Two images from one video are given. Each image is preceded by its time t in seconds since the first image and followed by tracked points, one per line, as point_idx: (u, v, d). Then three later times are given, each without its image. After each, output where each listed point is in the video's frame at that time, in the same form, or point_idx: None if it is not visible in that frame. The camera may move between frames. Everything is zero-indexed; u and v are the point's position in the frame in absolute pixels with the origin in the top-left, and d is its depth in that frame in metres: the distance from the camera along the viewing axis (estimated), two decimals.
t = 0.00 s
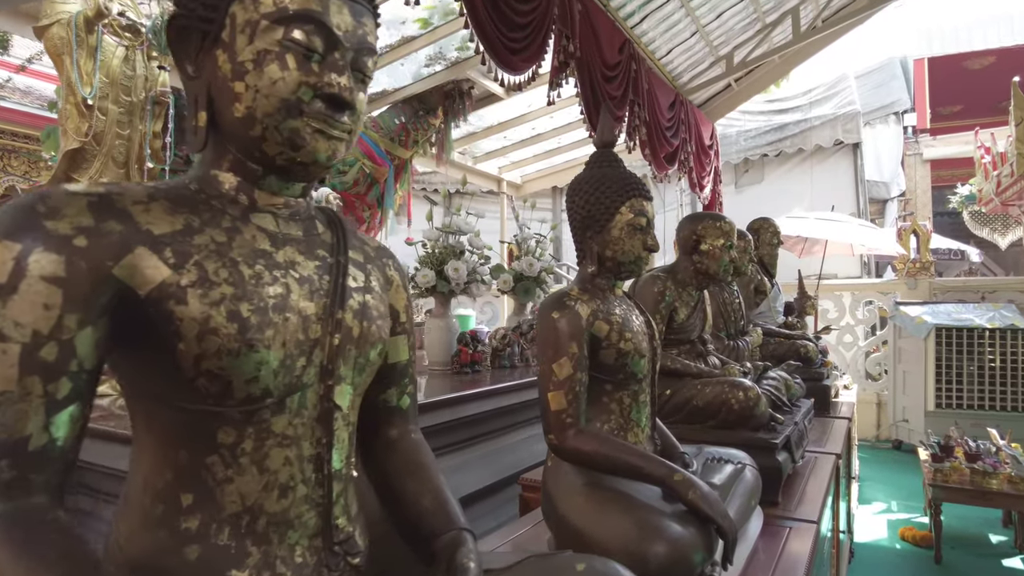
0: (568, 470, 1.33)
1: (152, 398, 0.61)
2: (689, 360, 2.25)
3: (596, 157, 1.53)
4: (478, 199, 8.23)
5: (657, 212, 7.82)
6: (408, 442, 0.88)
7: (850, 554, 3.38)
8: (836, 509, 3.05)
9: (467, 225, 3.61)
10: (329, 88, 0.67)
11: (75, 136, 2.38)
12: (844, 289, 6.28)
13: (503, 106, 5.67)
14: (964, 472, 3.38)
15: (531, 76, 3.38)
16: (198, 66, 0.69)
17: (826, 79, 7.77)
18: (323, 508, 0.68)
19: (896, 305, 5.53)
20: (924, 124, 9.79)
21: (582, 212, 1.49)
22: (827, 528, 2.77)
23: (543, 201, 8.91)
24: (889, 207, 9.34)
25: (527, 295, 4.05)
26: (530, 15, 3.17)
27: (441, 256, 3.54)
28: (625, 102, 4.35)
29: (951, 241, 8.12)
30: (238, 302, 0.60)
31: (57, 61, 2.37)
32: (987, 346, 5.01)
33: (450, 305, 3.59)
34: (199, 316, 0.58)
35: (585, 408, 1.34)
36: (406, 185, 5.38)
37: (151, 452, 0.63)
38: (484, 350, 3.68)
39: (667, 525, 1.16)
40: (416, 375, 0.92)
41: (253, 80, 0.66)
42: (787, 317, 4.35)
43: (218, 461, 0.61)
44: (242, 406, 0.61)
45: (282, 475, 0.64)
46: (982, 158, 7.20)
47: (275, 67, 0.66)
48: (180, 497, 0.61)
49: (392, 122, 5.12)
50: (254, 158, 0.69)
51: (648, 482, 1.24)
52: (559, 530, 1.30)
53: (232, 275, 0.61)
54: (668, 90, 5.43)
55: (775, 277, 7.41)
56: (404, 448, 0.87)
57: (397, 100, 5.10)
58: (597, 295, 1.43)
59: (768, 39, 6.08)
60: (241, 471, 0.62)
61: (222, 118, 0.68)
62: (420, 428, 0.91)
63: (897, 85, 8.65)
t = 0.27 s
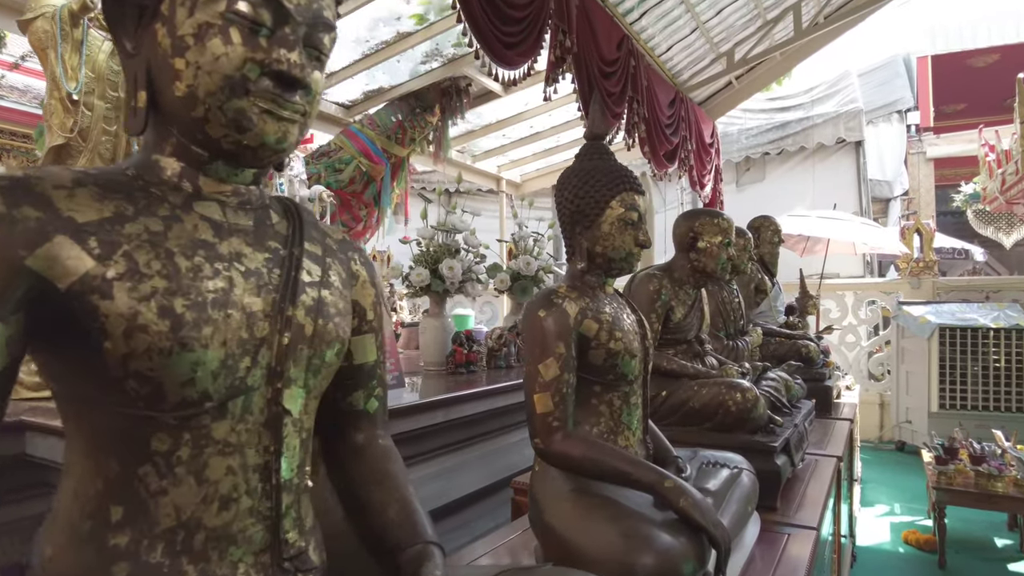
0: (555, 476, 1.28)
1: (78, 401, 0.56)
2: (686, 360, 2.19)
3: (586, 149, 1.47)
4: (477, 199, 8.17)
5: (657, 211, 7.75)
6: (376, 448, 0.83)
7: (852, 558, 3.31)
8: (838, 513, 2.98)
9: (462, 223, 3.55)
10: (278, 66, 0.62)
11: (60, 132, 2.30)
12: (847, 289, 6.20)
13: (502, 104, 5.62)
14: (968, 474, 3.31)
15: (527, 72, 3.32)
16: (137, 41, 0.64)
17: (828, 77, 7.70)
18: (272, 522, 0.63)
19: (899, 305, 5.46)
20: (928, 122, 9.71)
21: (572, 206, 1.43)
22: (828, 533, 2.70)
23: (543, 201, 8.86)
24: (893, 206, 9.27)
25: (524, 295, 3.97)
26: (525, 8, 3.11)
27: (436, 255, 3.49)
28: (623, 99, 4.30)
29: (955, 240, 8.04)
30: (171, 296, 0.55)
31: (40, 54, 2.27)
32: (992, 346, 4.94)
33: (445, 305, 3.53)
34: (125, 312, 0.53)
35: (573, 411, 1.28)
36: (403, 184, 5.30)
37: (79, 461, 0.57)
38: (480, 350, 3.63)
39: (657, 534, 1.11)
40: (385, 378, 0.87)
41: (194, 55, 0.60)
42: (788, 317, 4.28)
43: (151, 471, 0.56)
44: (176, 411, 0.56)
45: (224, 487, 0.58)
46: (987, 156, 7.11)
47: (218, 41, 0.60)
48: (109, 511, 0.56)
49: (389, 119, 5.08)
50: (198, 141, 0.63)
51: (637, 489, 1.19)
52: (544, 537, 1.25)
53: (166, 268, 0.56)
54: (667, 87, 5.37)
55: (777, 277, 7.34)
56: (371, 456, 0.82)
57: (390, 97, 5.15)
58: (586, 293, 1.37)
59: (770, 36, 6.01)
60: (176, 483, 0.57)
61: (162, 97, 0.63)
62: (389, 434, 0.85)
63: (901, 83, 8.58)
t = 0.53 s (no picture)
0: (545, 482, 1.23)
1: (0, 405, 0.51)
2: (685, 361, 2.14)
3: (579, 142, 1.42)
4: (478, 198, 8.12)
5: (659, 210, 7.68)
6: (345, 455, 0.79)
7: (857, 563, 3.25)
8: (842, 516, 2.93)
9: (460, 221, 3.50)
10: (228, 41, 0.57)
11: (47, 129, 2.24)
12: (851, 289, 6.11)
13: (502, 102, 5.57)
14: (976, 477, 3.24)
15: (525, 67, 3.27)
16: (73, 14, 0.59)
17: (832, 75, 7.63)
18: (220, 541, 0.57)
19: (904, 305, 5.39)
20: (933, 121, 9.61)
21: (564, 201, 1.37)
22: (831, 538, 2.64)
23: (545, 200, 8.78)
24: (898, 205, 9.19)
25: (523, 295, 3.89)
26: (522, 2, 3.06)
27: (433, 254, 3.44)
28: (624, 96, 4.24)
29: (960, 240, 7.95)
30: (101, 292, 0.50)
31: (27, 50, 2.23)
32: (999, 347, 4.87)
33: (443, 304, 3.48)
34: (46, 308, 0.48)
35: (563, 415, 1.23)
36: (402, 183, 5.23)
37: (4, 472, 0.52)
38: (478, 351, 3.57)
39: (650, 546, 1.06)
40: (357, 381, 0.82)
41: (131, 28, 0.55)
42: (791, 317, 4.22)
43: (81, 484, 0.51)
44: (107, 419, 0.51)
45: (162, 501, 0.53)
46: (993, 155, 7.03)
47: (157, 12, 0.55)
48: (35, 527, 0.51)
49: (387, 117, 5.05)
50: (141, 124, 0.58)
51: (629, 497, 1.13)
52: (534, 548, 1.19)
53: (97, 262, 0.51)
54: (669, 84, 5.31)
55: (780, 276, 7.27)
56: (340, 465, 0.78)
57: (390, 94, 5.13)
58: (578, 291, 1.32)
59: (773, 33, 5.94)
60: (108, 497, 0.52)
61: (100, 76, 0.58)
62: (362, 441, 0.81)
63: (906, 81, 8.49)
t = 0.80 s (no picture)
0: (535, 488, 1.18)
1: None
2: (685, 361, 2.08)
3: (573, 133, 1.37)
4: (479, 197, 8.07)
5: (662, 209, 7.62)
6: (313, 461, 0.74)
7: (861, 568, 3.19)
8: (846, 519, 2.87)
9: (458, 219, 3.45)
10: (170, 10, 0.53)
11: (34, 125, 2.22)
12: (855, 288, 5.99)
13: (502, 99, 5.51)
14: (983, 480, 3.18)
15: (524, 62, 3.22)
16: None
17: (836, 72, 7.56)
18: (161, 555, 0.53)
19: (909, 304, 5.32)
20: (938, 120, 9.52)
21: (556, 194, 1.32)
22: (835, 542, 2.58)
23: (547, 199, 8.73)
24: (902, 204, 9.10)
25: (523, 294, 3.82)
26: None
27: (429, 252, 3.39)
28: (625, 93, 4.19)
29: (966, 239, 7.87)
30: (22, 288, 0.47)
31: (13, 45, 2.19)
32: (1006, 347, 4.79)
33: (440, 303, 3.43)
34: None
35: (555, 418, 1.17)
36: (401, 183, 5.16)
37: None
38: (476, 351, 3.52)
39: (642, 557, 1.01)
40: (328, 383, 0.77)
41: None
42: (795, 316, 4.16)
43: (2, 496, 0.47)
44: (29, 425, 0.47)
45: (92, 514, 0.49)
46: (999, 153, 6.94)
47: None
48: None
49: (386, 115, 5.01)
50: (78, 102, 0.54)
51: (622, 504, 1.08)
52: (523, 557, 1.14)
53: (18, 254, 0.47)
54: (671, 81, 5.24)
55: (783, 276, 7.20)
56: (307, 471, 0.73)
57: (393, 92, 5.05)
58: (570, 288, 1.27)
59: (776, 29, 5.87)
60: (32, 509, 0.47)
61: (33, 51, 0.53)
62: (331, 446, 0.76)
63: (910, 80, 8.41)
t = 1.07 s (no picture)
0: (522, 497, 1.12)
1: None
2: (683, 364, 2.02)
3: (564, 126, 1.31)
4: (479, 196, 8.01)
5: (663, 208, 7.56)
6: (271, 476, 0.69)
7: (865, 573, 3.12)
8: (850, 525, 2.80)
9: (454, 217, 3.40)
10: None
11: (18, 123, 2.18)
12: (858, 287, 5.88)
13: (502, 96, 5.46)
14: (990, 484, 3.11)
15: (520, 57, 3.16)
16: None
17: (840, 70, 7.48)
18: None
19: (914, 304, 5.25)
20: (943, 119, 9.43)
21: (546, 190, 1.26)
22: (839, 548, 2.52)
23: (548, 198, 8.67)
24: (907, 203, 9.01)
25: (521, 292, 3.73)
26: None
27: (425, 252, 3.33)
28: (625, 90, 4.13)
29: (971, 238, 7.79)
30: None
31: None
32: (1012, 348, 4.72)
33: (436, 303, 3.37)
34: None
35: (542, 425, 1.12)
36: (399, 182, 5.11)
37: None
38: (472, 351, 3.47)
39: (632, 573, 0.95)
40: (288, 390, 0.72)
41: None
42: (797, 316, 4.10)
43: None
44: None
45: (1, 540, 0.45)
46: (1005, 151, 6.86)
47: None
48: None
49: (384, 113, 4.95)
50: None
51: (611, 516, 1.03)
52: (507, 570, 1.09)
53: None
54: (672, 79, 5.18)
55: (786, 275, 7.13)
56: (264, 486, 0.68)
57: (390, 90, 4.99)
58: (560, 288, 1.21)
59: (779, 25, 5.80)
60: None
61: None
62: (292, 459, 0.71)
63: (915, 78, 8.33)
